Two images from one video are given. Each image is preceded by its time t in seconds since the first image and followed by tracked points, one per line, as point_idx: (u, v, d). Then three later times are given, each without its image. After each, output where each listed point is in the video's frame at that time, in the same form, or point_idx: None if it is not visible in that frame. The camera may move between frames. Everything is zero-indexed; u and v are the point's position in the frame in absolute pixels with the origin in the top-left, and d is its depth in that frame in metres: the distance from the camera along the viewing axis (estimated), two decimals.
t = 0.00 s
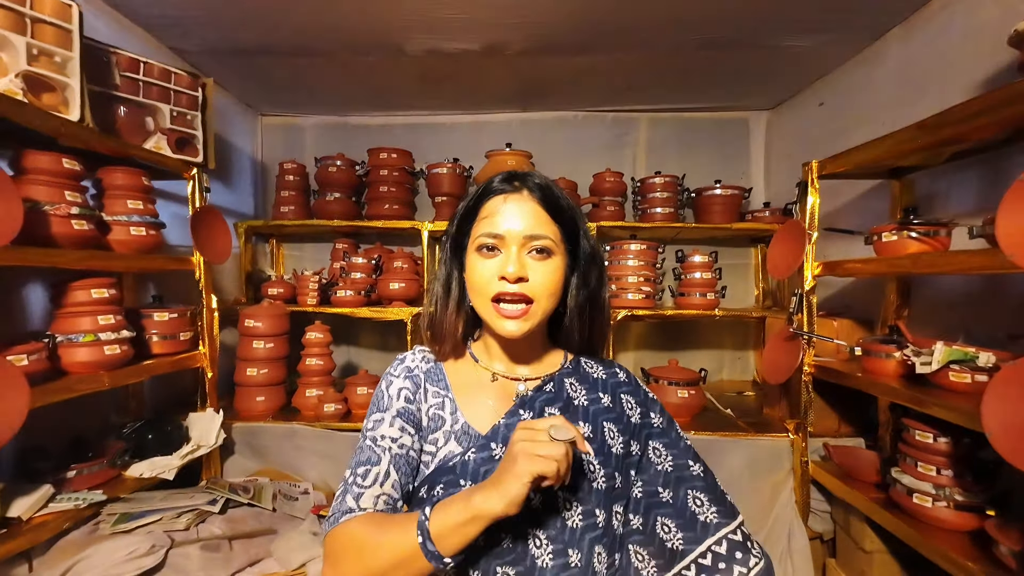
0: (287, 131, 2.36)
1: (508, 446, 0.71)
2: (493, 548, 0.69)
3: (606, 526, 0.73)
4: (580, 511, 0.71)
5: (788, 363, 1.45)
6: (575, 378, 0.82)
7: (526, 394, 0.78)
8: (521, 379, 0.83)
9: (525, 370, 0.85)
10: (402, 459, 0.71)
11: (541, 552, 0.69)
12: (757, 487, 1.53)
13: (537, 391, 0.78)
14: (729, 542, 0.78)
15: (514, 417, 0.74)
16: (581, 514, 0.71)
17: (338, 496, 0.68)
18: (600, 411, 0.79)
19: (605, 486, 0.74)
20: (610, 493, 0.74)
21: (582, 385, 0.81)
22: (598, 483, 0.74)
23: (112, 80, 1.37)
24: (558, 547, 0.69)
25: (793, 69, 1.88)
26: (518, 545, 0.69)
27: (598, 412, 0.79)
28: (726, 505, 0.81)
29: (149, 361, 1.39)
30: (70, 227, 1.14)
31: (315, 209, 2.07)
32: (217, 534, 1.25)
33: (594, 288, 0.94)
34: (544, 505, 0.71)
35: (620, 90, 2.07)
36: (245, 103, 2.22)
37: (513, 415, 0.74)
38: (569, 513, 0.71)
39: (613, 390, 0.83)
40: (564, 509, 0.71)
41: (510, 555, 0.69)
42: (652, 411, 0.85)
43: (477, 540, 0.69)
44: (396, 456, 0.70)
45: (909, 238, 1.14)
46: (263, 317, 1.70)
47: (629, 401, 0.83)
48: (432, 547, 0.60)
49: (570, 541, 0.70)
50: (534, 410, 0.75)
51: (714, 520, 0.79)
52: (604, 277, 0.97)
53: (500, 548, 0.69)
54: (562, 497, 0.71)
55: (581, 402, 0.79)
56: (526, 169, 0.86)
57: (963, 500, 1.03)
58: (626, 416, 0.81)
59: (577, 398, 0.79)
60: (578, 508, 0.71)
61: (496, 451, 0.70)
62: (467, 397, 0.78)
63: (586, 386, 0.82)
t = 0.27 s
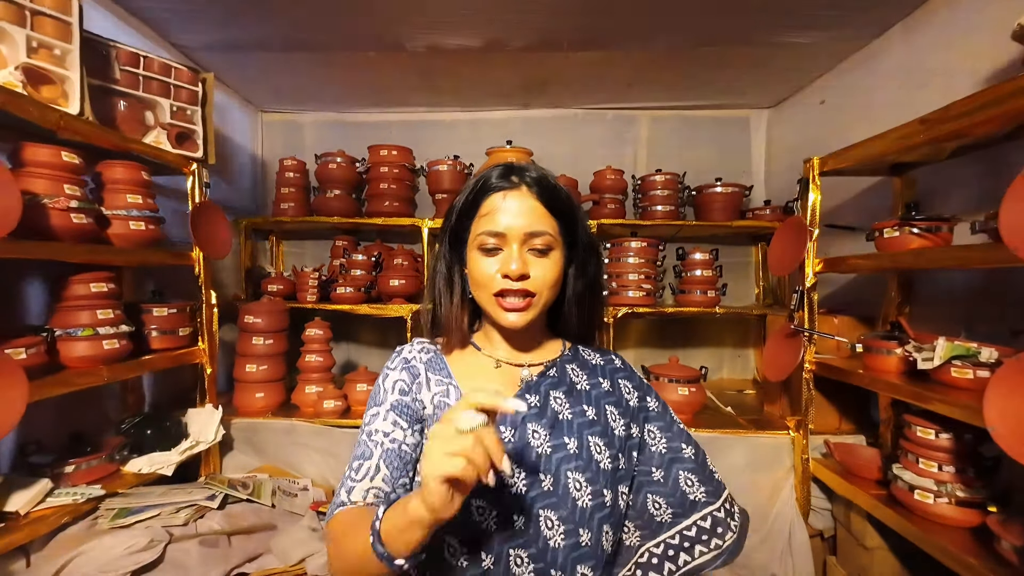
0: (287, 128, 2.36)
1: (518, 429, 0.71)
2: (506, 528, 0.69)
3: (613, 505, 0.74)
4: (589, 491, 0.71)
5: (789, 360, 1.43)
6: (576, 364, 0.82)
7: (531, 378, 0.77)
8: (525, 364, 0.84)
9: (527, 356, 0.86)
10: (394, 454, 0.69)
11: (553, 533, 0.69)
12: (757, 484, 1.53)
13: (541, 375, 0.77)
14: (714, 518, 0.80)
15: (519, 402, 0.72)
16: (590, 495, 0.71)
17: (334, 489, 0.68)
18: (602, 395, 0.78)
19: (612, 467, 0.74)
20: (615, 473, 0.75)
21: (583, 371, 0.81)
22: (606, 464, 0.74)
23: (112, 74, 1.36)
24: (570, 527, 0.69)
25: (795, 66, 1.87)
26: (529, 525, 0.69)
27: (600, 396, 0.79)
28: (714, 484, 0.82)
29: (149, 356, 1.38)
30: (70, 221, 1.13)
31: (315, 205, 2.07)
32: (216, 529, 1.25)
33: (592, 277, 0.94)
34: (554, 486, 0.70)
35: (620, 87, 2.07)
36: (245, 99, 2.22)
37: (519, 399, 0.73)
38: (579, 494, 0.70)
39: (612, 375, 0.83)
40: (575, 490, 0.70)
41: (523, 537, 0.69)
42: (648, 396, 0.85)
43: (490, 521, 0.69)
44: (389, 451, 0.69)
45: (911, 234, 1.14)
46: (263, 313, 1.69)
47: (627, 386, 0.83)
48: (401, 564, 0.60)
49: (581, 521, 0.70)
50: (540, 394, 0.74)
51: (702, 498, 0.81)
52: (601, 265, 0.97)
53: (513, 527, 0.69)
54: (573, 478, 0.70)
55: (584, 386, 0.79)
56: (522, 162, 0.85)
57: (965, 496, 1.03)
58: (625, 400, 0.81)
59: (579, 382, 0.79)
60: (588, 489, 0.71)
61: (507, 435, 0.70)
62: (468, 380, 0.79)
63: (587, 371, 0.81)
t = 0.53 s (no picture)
0: (288, 126, 2.36)
1: (509, 417, 0.72)
2: (499, 514, 0.69)
3: (607, 494, 0.74)
4: (581, 477, 0.71)
5: (788, 358, 1.44)
6: (570, 357, 0.82)
7: (524, 369, 0.78)
8: (520, 359, 0.82)
9: (523, 351, 0.85)
10: (389, 447, 0.71)
11: (545, 519, 0.69)
12: (756, 481, 1.54)
13: (535, 366, 0.78)
14: (710, 510, 0.80)
15: (513, 391, 0.74)
16: (583, 482, 0.71)
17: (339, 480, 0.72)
18: (596, 386, 0.79)
19: (604, 456, 0.74)
20: (608, 462, 0.75)
21: (577, 363, 0.82)
22: (598, 452, 0.74)
23: (112, 70, 1.36)
24: (561, 513, 0.69)
25: (795, 65, 1.87)
26: (521, 511, 0.69)
27: (593, 387, 0.79)
28: (710, 477, 0.82)
29: (148, 352, 1.38)
30: (69, 216, 1.13)
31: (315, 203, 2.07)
32: (215, 525, 1.25)
33: (588, 277, 0.94)
34: (547, 472, 0.71)
35: (621, 85, 2.07)
36: (245, 97, 2.22)
37: (513, 388, 0.74)
38: (571, 480, 0.71)
39: (606, 369, 0.83)
40: (567, 476, 0.71)
41: (515, 523, 0.69)
42: (644, 390, 0.85)
43: (481, 506, 0.69)
44: (385, 445, 0.71)
45: (910, 232, 1.14)
46: (263, 309, 1.69)
47: (621, 379, 0.83)
48: None
49: (574, 508, 0.70)
50: (533, 383, 0.76)
51: (698, 490, 0.81)
52: (599, 265, 0.97)
53: (505, 513, 0.69)
54: (565, 465, 0.71)
55: (577, 377, 0.79)
56: (522, 161, 0.85)
57: (963, 492, 1.03)
58: (619, 392, 0.81)
59: (573, 373, 0.80)
60: (580, 475, 0.71)
61: (498, 422, 0.71)
62: (465, 376, 0.78)
63: (581, 364, 0.82)
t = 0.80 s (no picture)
0: (289, 122, 2.36)
1: (513, 404, 0.72)
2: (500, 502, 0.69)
3: (610, 484, 0.75)
4: (584, 466, 0.72)
5: (789, 354, 1.44)
6: (574, 347, 0.83)
7: (528, 358, 0.79)
8: (523, 347, 0.83)
9: (526, 340, 0.85)
10: (397, 433, 0.72)
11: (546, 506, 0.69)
12: (757, 477, 1.54)
13: (539, 355, 0.79)
14: (714, 500, 0.78)
15: (517, 377, 0.74)
16: (585, 470, 0.72)
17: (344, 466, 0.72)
18: (599, 376, 0.80)
19: (607, 445, 0.75)
20: (612, 451, 0.75)
21: (581, 353, 0.82)
22: (602, 442, 0.74)
23: (115, 64, 1.36)
24: (563, 502, 0.70)
25: (796, 62, 1.88)
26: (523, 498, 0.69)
27: (597, 377, 0.80)
28: (714, 469, 0.82)
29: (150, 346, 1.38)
30: (73, 208, 1.13)
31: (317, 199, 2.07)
32: (218, 518, 1.26)
33: (590, 263, 0.95)
34: (549, 461, 0.71)
35: (622, 82, 2.07)
36: (247, 93, 2.22)
37: (516, 375, 0.75)
38: (574, 468, 0.71)
39: (610, 360, 0.84)
40: (569, 464, 0.71)
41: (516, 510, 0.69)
42: (649, 382, 0.86)
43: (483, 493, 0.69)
44: (392, 431, 0.71)
45: (912, 227, 1.15)
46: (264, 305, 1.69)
47: (626, 370, 0.84)
48: None
49: (576, 496, 0.70)
50: (536, 371, 0.76)
51: (702, 480, 0.80)
52: (600, 252, 0.98)
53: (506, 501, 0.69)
54: (567, 453, 0.71)
55: (581, 367, 0.80)
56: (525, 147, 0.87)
57: (963, 486, 1.04)
58: (623, 382, 0.82)
59: (576, 363, 0.80)
60: (582, 464, 0.72)
61: (502, 410, 0.71)
62: (468, 365, 0.78)
63: (585, 354, 0.83)
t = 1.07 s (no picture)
0: (289, 118, 2.35)
1: (515, 401, 0.72)
2: (503, 499, 0.69)
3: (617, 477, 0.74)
4: (588, 461, 0.71)
5: (789, 350, 1.44)
6: (577, 340, 0.83)
7: (531, 352, 0.79)
8: (525, 341, 0.83)
9: (529, 333, 0.85)
10: (396, 424, 0.70)
11: (550, 502, 0.69)
12: (756, 473, 1.54)
13: (541, 350, 0.79)
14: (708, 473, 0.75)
15: (519, 374, 0.74)
16: (590, 465, 0.71)
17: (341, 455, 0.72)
18: (603, 369, 0.80)
19: (612, 439, 0.74)
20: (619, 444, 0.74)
21: (584, 346, 0.82)
22: (606, 436, 0.74)
23: (116, 58, 1.36)
24: (568, 497, 0.70)
25: (797, 60, 1.88)
26: (526, 495, 0.70)
27: (600, 370, 0.80)
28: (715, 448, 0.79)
29: (150, 340, 1.38)
30: (73, 201, 1.13)
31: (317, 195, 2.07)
32: (217, 511, 1.26)
33: (595, 252, 0.95)
34: (552, 456, 0.71)
35: (623, 80, 2.07)
36: (248, 89, 2.22)
37: (517, 371, 0.75)
38: (578, 464, 0.71)
39: (615, 351, 0.84)
40: (572, 460, 0.71)
41: (519, 507, 0.70)
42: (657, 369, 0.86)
43: (485, 490, 0.69)
44: (391, 422, 0.70)
45: (912, 223, 1.15)
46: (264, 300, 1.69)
47: (631, 361, 0.84)
48: (406, 497, 0.62)
49: (581, 492, 0.70)
50: (539, 367, 0.76)
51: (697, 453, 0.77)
52: (605, 242, 0.98)
53: (509, 498, 0.69)
54: (570, 449, 0.72)
55: (584, 360, 0.80)
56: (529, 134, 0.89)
57: (962, 482, 1.04)
58: (628, 374, 0.82)
59: (579, 356, 0.81)
60: (587, 459, 0.71)
61: (504, 407, 0.71)
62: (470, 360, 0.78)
63: (588, 347, 0.83)
